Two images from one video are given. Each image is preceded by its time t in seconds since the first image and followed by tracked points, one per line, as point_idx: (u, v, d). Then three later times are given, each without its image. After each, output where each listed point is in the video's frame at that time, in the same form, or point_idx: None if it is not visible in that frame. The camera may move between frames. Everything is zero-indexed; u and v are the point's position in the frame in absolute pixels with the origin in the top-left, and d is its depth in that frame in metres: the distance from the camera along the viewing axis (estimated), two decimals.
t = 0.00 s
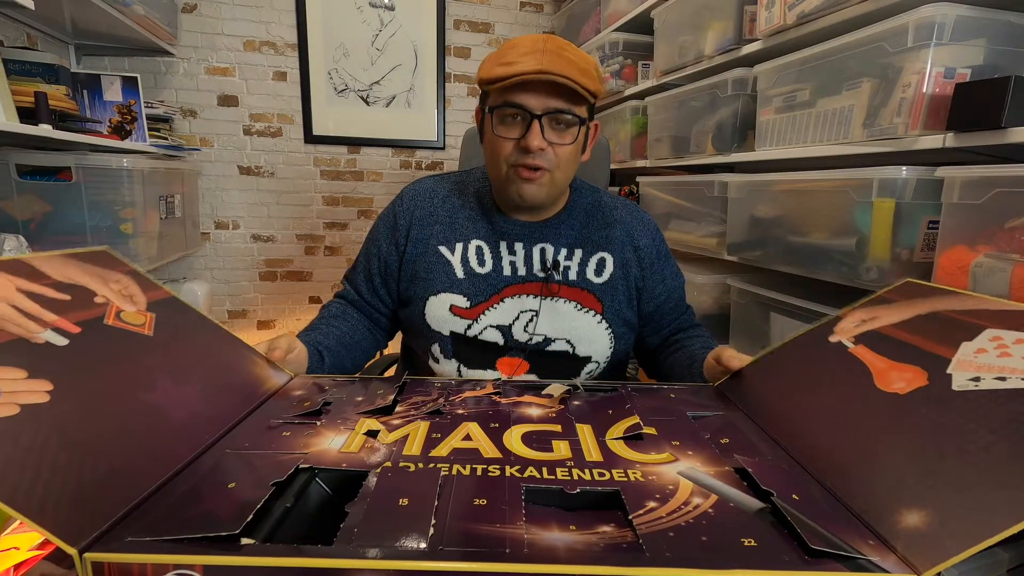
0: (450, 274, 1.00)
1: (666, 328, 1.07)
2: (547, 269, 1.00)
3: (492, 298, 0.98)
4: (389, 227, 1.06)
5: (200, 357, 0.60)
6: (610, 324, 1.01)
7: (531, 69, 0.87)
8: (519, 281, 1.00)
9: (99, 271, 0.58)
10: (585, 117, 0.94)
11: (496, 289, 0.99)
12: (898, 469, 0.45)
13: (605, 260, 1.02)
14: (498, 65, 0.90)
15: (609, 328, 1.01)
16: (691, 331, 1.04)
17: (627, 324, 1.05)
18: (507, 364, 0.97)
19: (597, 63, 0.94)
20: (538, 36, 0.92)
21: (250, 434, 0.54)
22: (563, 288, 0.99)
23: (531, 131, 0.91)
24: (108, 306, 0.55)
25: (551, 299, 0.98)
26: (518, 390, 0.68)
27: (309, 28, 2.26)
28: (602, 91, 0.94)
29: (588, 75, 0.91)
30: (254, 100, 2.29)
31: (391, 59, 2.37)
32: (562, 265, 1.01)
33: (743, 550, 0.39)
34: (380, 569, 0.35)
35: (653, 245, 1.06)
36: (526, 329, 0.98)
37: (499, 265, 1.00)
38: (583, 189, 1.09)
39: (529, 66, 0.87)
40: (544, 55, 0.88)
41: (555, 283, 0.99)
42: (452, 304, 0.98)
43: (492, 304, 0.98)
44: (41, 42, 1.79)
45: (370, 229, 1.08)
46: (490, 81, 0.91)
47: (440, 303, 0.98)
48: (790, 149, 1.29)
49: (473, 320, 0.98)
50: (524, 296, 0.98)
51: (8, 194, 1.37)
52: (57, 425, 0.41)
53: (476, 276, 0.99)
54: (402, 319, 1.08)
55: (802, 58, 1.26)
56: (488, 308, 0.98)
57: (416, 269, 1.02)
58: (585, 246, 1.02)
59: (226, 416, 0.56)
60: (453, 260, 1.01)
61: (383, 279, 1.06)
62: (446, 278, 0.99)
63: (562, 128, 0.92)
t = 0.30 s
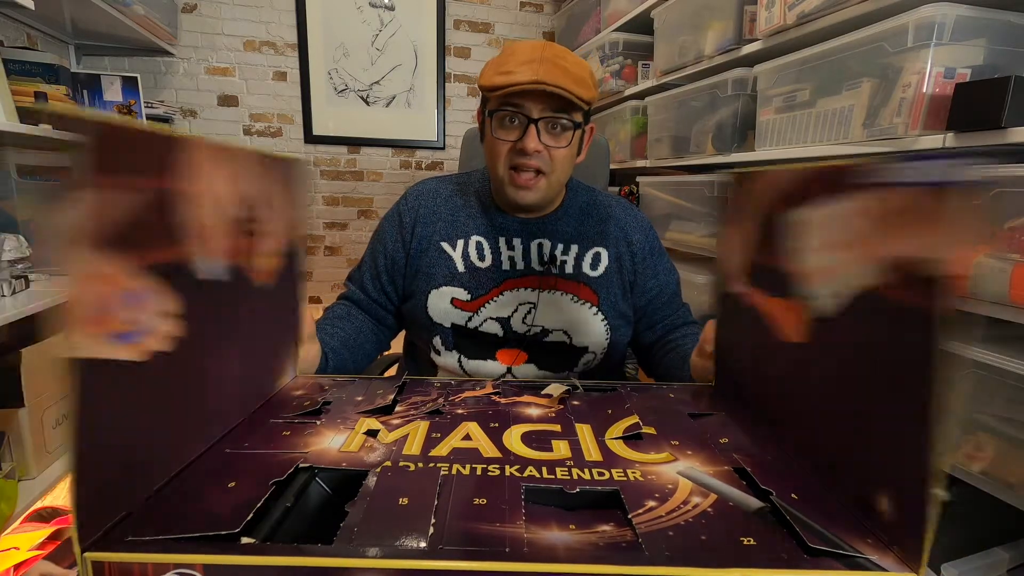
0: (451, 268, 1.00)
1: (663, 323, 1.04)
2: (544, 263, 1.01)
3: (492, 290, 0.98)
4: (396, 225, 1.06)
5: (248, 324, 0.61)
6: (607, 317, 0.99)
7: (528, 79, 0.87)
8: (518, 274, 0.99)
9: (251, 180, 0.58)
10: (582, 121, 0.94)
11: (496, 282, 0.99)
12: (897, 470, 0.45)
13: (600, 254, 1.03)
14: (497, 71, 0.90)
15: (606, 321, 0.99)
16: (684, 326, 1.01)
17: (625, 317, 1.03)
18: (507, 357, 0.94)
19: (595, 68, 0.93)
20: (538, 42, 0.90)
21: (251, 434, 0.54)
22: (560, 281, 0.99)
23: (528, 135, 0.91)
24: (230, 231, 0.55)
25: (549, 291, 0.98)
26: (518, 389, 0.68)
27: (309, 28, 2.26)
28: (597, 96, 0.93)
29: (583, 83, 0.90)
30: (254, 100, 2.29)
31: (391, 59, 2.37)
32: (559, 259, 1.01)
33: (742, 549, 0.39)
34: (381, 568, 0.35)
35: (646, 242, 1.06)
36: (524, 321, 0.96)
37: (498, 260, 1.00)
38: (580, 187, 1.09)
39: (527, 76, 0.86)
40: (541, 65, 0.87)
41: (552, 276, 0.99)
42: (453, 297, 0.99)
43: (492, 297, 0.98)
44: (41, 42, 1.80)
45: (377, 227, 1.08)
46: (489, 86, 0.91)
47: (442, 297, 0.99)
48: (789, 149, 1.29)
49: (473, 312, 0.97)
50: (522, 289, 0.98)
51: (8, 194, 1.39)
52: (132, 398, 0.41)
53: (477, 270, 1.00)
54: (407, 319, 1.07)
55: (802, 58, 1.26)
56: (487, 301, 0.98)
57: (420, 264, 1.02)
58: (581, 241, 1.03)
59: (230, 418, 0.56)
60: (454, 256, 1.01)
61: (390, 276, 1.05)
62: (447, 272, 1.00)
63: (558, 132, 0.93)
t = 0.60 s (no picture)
0: (451, 266, 1.00)
1: (661, 322, 1.04)
2: (543, 262, 1.00)
3: (492, 289, 0.98)
4: (398, 223, 1.06)
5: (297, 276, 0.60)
6: (606, 315, 1.01)
7: (509, 94, 0.87)
8: (519, 273, 1.00)
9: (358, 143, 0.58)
10: (571, 133, 0.94)
11: (497, 281, 0.99)
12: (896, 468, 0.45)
13: (599, 253, 1.02)
14: (485, 83, 0.90)
15: (606, 320, 1.00)
16: (682, 325, 1.02)
17: (624, 316, 1.04)
18: (507, 352, 0.96)
19: (584, 82, 0.93)
20: (528, 54, 0.90)
21: (250, 430, 0.54)
22: (560, 280, 1.00)
23: (512, 146, 0.92)
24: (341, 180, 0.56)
25: (549, 290, 0.99)
26: (517, 386, 0.68)
27: (309, 28, 2.26)
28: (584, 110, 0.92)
29: (569, 98, 0.90)
30: (254, 100, 2.29)
31: (391, 59, 2.37)
32: (558, 258, 1.01)
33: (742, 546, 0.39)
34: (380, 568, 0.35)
35: (645, 242, 1.06)
36: (525, 318, 0.98)
37: (499, 259, 1.00)
38: (579, 188, 1.09)
39: (509, 91, 0.87)
40: (526, 80, 0.87)
41: (551, 275, 0.99)
42: (454, 294, 0.98)
43: (492, 295, 0.98)
44: (41, 42, 1.80)
45: (380, 226, 1.08)
46: (477, 97, 0.91)
47: (442, 294, 0.98)
48: (789, 149, 1.29)
49: (474, 310, 0.97)
50: (523, 287, 0.99)
51: (9, 194, 1.43)
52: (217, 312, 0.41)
53: (479, 269, 0.99)
54: (410, 317, 1.06)
55: (802, 58, 1.26)
56: (488, 299, 0.98)
57: (421, 263, 1.02)
58: (581, 240, 1.03)
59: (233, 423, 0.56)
60: (455, 254, 1.00)
61: (393, 275, 1.05)
62: (448, 270, 0.99)
63: (544, 143, 0.93)
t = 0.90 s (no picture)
0: (452, 268, 1.00)
1: (663, 324, 1.04)
2: (545, 264, 1.00)
3: (493, 291, 0.98)
4: (398, 224, 1.06)
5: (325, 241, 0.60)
6: (608, 317, 1.01)
7: (524, 99, 0.87)
8: (519, 275, 1.00)
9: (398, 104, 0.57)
10: (581, 136, 0.94)
11: (498, 283, 0.99)
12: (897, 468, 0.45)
13: (601, 256, 1.02)
14: (496, 87, 0.90)
15: (607, 322, 1.00)
16: (684, 326, 1.02)
17: (625, 318, 1.04)
18: (507, 355, 0.97)
19: (593, 84, 0.93)
20: (537, 57, 0.90)
21: (250, 429, 0.54)
22: (561, 283, 1.00)
23: (525, 150, 0.92)
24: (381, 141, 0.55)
25: (550, 292, 0.99)
26: (518, 386, 0.68)
27: (309, 28, 2.26)
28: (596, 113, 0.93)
29: (583, 101, 0.90)
30: (254, 100, 2.29)
31: (391, 59, 2.37)
32: (560, 261, 1.01)
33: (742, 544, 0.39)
34: (380, 568, 0.34)
35: (647, 243, 1.06)
36: (525, 321, 0.98)
37: (500, 262, 1.00)
38: (581, 190, 1.09)
39: (524, 96, 0.87)
40: (539, 83, 0.87)
41: (553, 277, 0.99)
42: (454, 297, 0.98)
43: (493, 298, 0.98)
44: (41, 42, 1.80)
45: (380, 227, 1.07)
46: (488, 101, 0.91)
47: (443, 296, 0.98)
48: (789, 149, 1.29)
49: (475, 312, 0.98)
50: (523, 290, 0.99)
51: (8, 194, 1.42)
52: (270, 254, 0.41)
53: (479, 271, 0.99)
54: (410, 318, 1.06)
55: (802, 58, 1.26)
56: (490, 301, 0.98)
57: (422, 265, 1.02)
58: (583, 243, 1.03)
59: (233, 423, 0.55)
60: (456, 256, 1.01)
61: (392, 276, 1.05)
62: (449, 272, 0.99)
63: (556, 147, 0.93)
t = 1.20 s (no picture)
0: (454, 268, 1.00)
1: (664, 324, 1.04)
2: (547, 264, 1.00)
3: (494, 291, 0.98)
4: (399, 223, 1.05)
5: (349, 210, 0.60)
6: (609, 318, 1.01)
7: (532, 96, 0.87)
8: (521, 275, 1.00)
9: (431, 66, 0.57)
10: (586, 134, 0.94)
11: (500, 283, 0.99)
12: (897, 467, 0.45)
13: (604, 256, 1.02)
14: (502, 85, 0.90)
15: (608, 322, 1.00)
16: (685, 327, 1.02)
17: (627, 318, 1.04)
18: (507, 356, 0.97)
19: (597, 82, 0.93)
20: (542, 55, 0.90)
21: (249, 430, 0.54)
22: (563, 283, 1.00)
23: (531, 149, 0.91)
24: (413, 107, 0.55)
25: (551, 293, 0.99)
26: (518, 386, 0.68)
27: (309, 28, 2.26)
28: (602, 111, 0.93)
29: (589, 98, 0.90)
30: (254, 100, 2.29)
31: (391, 59, 2.37)
32: (562, 261, 1.01)
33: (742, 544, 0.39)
34: (380, 568, 0.34)
35: (649, 243, 1.05)
36: (527, 321, 0.98)
37: (501, 261, 1.00)
38: (583, 189, 1.09)
39: (531, 93, 0.87)
40: (546, 80, 0.87)
41: (555, 277, 0.99)
42: (456, 297, 0.98)
43: (495, 298, 0.98)
44: (41, 42, 1.80)
45: (381, 225, 1.07)
46: (494, 99, 0.91)
47: (444, 296, 0.98)
48: (789, 149, 1.29)
49: (477, 312, 0.98)
50: (525, 290, 0.99)
51: (8, 194, 1.42)
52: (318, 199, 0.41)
53: (481, 271, 0.99)
54: (411, 317, 1.06)
55: (802, 58, 1.26)
56: (492, 301, 0.98)
57: (423, 264, 1.02)
58: (586, 242, 1.03)
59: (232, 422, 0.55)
60: (457, 255, 1.01)
61: (393, 275, 1.05)
62: (450, 272, 0.99)
63: (562, 145, 0.93)
